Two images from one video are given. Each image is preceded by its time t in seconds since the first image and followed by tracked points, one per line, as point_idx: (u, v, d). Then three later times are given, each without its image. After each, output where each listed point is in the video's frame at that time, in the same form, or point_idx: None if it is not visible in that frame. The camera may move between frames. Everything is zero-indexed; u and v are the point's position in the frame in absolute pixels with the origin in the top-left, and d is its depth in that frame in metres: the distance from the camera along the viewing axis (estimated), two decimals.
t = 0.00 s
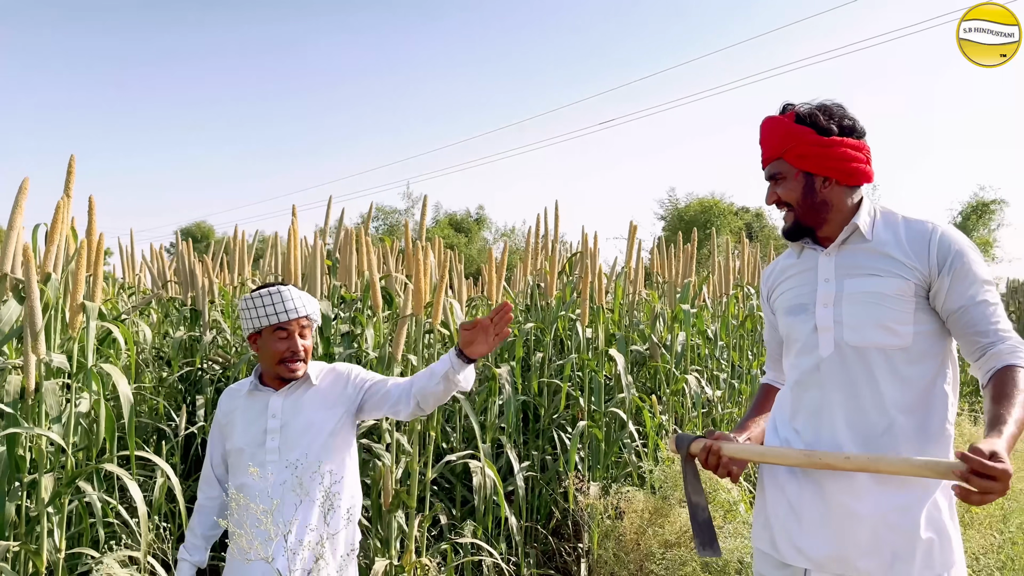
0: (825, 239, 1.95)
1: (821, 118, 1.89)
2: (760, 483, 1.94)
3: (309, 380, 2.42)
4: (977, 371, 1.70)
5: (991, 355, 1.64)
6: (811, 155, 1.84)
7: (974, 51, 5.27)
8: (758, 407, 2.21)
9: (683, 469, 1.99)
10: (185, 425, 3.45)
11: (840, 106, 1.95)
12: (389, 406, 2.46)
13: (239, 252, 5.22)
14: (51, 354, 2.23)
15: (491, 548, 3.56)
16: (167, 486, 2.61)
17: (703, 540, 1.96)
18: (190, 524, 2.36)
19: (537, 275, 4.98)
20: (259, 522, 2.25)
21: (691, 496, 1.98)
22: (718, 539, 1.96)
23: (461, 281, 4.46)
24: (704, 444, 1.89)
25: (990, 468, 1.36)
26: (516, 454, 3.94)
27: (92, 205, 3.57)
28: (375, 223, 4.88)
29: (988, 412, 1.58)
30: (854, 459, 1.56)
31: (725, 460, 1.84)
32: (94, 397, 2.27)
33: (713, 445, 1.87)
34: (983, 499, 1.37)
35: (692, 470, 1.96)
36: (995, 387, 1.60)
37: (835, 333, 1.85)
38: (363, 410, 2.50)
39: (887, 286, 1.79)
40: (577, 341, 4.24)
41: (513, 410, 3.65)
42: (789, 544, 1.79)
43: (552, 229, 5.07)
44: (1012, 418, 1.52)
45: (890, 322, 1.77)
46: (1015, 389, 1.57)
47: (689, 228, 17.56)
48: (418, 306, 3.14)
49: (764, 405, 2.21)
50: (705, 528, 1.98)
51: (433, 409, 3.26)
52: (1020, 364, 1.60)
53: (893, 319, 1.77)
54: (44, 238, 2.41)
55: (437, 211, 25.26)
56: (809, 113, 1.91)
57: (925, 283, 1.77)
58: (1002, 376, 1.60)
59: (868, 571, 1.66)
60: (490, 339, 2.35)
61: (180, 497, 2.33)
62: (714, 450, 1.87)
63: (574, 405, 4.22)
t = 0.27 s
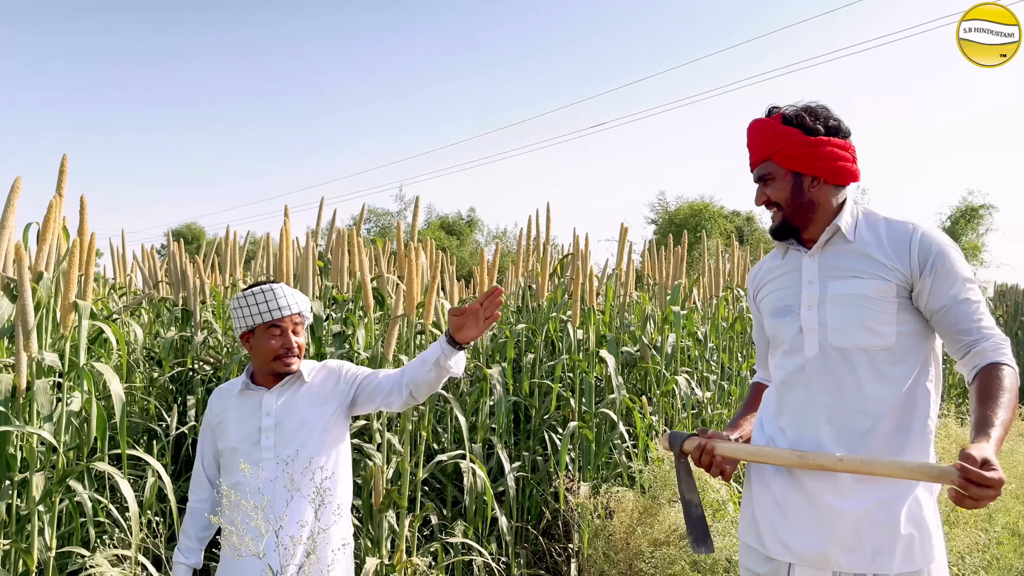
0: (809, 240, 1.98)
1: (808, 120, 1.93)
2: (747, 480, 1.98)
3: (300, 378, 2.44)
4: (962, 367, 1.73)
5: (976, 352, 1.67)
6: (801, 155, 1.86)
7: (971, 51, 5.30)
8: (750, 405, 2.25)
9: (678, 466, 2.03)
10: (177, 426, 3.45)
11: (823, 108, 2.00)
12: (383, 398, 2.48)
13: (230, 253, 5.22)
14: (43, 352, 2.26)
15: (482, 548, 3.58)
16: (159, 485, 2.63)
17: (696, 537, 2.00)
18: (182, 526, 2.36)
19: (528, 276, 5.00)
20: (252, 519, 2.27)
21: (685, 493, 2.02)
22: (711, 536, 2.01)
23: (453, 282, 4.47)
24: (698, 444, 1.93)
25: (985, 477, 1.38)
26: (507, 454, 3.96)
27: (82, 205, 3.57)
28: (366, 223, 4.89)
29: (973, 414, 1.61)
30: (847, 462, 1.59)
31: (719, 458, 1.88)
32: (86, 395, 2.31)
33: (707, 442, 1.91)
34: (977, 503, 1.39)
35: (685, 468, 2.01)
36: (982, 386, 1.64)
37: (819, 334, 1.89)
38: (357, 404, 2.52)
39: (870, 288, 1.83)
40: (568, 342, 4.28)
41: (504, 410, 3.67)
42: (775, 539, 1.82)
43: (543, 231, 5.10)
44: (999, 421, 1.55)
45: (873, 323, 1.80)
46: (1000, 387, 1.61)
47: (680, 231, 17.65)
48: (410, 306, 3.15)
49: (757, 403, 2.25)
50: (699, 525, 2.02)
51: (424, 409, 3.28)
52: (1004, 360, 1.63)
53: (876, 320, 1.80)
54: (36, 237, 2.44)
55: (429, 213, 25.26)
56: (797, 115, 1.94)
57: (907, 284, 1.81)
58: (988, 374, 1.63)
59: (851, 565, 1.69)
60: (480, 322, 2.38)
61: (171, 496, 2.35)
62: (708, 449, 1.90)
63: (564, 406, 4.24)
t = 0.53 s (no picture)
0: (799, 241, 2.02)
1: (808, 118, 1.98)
2: (736, 480, 2.00)
3: (291, 379, 2.43)
4: (952, 368, 1.74)
5: (964, 353, 1.69)
6: (804, 149, 1.90)
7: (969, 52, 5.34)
8: (733, 405, 2.28)
9: (662, 469, 2.05)
10: (168, 428, 3.45)
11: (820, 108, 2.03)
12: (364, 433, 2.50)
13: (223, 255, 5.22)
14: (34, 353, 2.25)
15: (474, 550, 3.58)
16: (150, 486, 2.62)
17: (683, 542, 2.02)
18: (175, 531, 2.36)
19: (521, 279, 5.02)
20: (242, 521, 2.27)
21: (670, 498, 2.03)
22: (697, 540, 2.03)
23: (446, 284, 4.49)
24: (682, 449, 1.95)
25: (953, 477, 1.40)
26: (500, 457, 3.97)
27: (75, 206, 3.57)
28: (359, 226, 4.89)
29: (965, 415, 1.62)
30: (828, 465, 1.61)
31: (704, 463, 1.90)
32: (77, 397, 2.30)
33: (692, 448, 1.92)
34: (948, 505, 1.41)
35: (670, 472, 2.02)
36: (974, 386, 1.65)
37: (806, 335, 1.91)
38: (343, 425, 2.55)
39: (856, 290, 1.85)
40: (562, 345, 4.30)
41: (496, 412, 3.68)
42: (765, 539, 1.85)
43: (537, 234, 5.11)
44: (988, 422, 1.56)
45: (859, 325, 1.83)
46: (990, 385, 1.62)
47: (673, 235, 17.71)
48: (402, 308, 3.16)
49: (739, 403, 2.27)
50: (684, 529, 2.04)
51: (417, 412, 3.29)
52: (992, 359, 1.65)
53: (862, 322, 1.83)
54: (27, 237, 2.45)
55: (423, 216, 25.26)
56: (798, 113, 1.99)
57: (894, 286, 1.83)
58: (977, 374, 1.65)
59: (840, 566, 1.71)
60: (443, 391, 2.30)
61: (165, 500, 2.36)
62: (692, 454, 1.92)
63: (557, 408, 4.26)
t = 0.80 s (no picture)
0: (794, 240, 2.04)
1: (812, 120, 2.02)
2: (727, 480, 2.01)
3: (288, 378, 2.43)
4: (931, 375, 1.77)
5: (944, 362, 1.72)
6: (820, 146, 1.92)
7: (965, 52, 5.32)
8: (723, 406, 2.29)
9: (650, 474, 2.06)
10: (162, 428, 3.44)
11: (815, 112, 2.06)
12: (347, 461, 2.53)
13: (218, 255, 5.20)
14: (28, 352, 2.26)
15: (468, 552, 3.58)
16: (143, 486, 2.62)
17: (674, 548, 2.02)
18: (170, 531, 2.34)
19: (516, 280, 5.02)
20: (236, 521, 2.27)
21: (659, 504, 2.05)
22: (688, 545, 2.04)
23: (442, 285, 4.48)
24: (667, 456, 1.96)
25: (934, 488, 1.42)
26: (494, 458, 3.97)
27: (68, 205, 3.55)
28: (355, 226, 4.89)
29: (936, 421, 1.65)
30: (810, 473, 1.63)
31: (689, 468, 1.90)
32: (71, 396, 2.30)
33: (678, 454, 1.93)
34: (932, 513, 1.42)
35: (658, 478, 2.04)
36: (948, 392, 1.68)
37: (797, 333, 1.92)
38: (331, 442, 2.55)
39: (848, 289, 1.86)
40: (557, 346, 4.30)
41: (491, 413, 3.67)
42: (755, 539, 1.86)
43: (533, 235, 5.11)
44: (954, 430, 1.59)
45: (850, 325, 1.84)
46: (963, 396, 1.65)
47: (668, 238, 17.75)
48: (397, 309, 3.16)
49: (728, 406, 2.28)
50: (675, 535, 2.05)
51: (411, 413, 3.28)
52: (972, 370, 1.67)
53: (853, 322, 1.84)
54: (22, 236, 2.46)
55: (419, 218, 25.25)
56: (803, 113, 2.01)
57: (885, 289, 1.84)
58: (954, 382, 1.68)
59: (830, 566, 1.72)
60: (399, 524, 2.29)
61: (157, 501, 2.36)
62: (677, 460, 1.93)
63: (552, 410, 4.26)
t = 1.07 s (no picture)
0: (779, 247, 2.05)
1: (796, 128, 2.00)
2: (714, 486, 2.02)
3: (280, 382, 2.43)
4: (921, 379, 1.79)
5: (933, 364, 1.73)
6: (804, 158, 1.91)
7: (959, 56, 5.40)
8: (714, 415, 2.28)
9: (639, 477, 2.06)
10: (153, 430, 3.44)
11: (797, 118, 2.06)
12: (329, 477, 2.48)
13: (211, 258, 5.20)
14: (18, 354, 2.26)
15: (459, 555, 3.59)
16: (133, 489, 2.62)
17: (660, 549, 2.02)
18: (159, 534, 2.33)
19: (509, 283, 5.03)
20: (222, 524, 2.27)
21: (647, 505, 2.05)
22: (674, 548, 2.04)
23: (435, 288, 4.49)
24: (657, 454, 1.96)
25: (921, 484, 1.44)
26: (486, 461, 3.98)
27: (60, 207, 3.55)
28: (348, 229, 4.90)
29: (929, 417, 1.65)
30: (796, 464, 1.65)
31: (677, 468, 1.90)
32: (62, 398, 2.30)
33: (666, 453, 1.94)
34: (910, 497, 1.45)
35: (646, 479, 2.04)
36: (939, 392, 1.69)
37: (784, 339, 1.94)
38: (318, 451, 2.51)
39: (834, 295, 1.88)
40: (550, 350, 4.32)
41: (483, 416, 3.68)
42: (742, 544, 1.86)
43: (526, 239, 5.13)
44: (949, 428, 1.59)
45: (837, 330, 1.85)
46: (954, 398, 1.65)
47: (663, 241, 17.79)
48: (390, 312, 3.17)
49: (718, 415, 2.28)
50: (661, 535, 2.05)
51: (402, 416, 3.29)
52: (960, 372, 1.69)
53: (839, 327, 1.85)
54: (13, 238, 2.46)
55: (415, 220, 25.25)
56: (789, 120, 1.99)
57: (871, 295, 1.86)
58: (944, 382, 1.69)
59: (816, 571, 1.73)
60: None
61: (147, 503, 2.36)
62: (665, 459, 1.93)
63: (544, 413, 4.26)
